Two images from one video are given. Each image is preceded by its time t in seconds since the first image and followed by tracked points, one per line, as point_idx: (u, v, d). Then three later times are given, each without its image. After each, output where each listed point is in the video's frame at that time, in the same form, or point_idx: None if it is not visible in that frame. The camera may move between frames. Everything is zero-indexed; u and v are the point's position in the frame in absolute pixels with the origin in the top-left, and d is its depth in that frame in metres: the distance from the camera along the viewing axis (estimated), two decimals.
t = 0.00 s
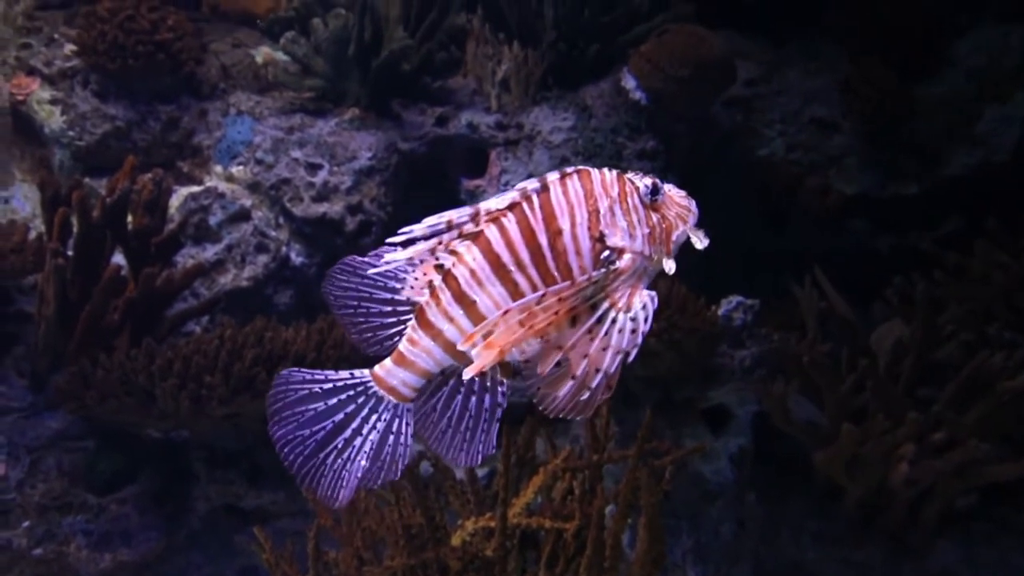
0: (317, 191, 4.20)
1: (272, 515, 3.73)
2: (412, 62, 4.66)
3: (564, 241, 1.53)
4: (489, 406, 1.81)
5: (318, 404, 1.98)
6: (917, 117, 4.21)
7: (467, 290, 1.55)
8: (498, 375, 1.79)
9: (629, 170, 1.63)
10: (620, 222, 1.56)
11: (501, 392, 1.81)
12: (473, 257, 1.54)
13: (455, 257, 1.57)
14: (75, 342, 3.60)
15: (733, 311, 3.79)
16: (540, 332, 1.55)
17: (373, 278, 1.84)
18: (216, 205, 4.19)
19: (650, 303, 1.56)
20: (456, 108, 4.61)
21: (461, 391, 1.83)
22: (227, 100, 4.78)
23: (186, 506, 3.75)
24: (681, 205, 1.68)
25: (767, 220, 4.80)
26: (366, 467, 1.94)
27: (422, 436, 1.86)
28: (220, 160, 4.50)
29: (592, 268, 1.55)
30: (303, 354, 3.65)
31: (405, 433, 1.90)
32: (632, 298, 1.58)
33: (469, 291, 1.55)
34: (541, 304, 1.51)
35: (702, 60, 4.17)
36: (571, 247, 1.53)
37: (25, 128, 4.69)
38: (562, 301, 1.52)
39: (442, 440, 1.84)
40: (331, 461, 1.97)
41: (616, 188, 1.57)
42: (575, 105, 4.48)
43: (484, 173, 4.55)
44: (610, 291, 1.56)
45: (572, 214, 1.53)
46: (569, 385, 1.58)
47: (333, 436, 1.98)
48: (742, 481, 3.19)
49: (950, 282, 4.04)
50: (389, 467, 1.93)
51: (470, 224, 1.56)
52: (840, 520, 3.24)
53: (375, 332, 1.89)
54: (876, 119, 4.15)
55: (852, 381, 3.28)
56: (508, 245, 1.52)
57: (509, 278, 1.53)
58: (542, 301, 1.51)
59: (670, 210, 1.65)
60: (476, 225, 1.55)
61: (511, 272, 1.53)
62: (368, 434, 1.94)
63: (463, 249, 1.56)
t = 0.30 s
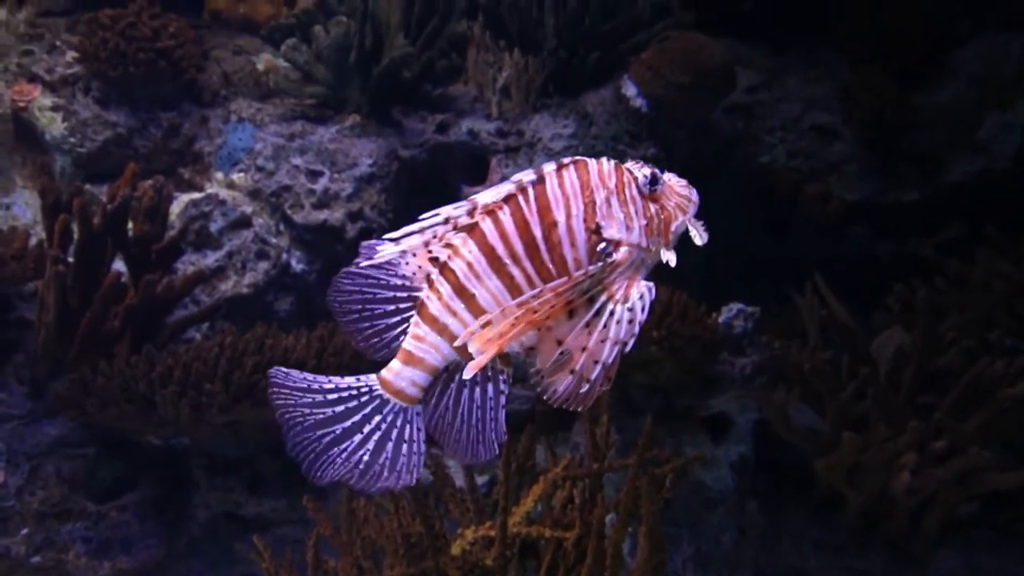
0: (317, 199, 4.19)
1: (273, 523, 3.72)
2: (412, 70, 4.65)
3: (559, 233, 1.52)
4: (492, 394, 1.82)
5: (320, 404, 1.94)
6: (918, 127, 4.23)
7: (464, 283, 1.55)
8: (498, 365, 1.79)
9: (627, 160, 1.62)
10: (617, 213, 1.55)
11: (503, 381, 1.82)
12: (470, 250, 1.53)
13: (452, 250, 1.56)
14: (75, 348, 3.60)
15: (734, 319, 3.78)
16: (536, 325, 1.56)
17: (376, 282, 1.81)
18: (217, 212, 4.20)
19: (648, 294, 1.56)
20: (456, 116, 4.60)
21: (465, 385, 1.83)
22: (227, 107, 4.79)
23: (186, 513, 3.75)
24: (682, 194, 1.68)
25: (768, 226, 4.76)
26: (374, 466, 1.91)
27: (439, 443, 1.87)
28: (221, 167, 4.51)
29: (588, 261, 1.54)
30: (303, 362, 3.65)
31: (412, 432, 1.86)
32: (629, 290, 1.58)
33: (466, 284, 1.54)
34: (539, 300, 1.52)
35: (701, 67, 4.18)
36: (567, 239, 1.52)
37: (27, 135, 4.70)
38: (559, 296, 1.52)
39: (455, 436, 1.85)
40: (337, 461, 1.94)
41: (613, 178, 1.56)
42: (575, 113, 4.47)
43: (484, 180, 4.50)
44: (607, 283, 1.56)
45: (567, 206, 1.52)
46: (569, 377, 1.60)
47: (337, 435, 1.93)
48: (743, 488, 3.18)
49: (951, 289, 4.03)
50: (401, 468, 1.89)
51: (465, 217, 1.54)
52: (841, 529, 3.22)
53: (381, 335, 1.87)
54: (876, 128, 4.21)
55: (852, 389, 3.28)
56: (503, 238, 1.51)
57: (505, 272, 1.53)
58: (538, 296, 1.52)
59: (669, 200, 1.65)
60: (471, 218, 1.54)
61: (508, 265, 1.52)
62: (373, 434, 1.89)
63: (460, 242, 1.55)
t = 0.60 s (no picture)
0: (319, 205, 4.21)
1: (272, 530, 3.71)
2: (414, 75, 4.63)
3: (558, 222, 1.55)
4: (490, 376, 1.87)
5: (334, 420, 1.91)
6: (918, 133, 4.27)
7: (463, 274, 1.55)
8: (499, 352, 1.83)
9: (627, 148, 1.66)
10: (617, 202, 1.59)
11: (500, 364, 1.87)
12: (469, 241, 1.54)
13: (449, 241, 1.56)
14: (75, 353, 3.60)
15: (735, 326, 3.78)
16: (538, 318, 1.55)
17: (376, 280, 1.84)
18: (218, 218, 4.18)
19: (647, 283, 1.59)
20: (459, 121, 4.56)
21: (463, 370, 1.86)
22: (229, 113, 4.78)
23: (185, 520, 3.75)
24: (685, 181, 1.74)
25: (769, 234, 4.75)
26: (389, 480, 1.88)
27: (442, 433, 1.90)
28: (222, 173, 4.52)
29: (587, 250, 1.58)
30: (303, 369, 3.64)
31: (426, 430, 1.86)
32: (630, 278, 1.61)
33: (466, 275, 1.55)
34: (541, 294, 1.51)
35: (703, 75, 4.19)
36: (566, 228, 1.55)
37: (29, 140, 4.71)
38: (559, 288, 1.52)
39: (453, 421, 1.88)
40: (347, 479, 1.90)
41: (613, 166, 1.60)
42: (577, 119, 4.51)
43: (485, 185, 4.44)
44: (607, 273, 1.59)
45: (566, 195, 1.55)
46: (570, 369, 1.60)
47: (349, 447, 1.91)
48: (745, 496, 3.17)
49: (953, 297, 4.03)
50: (418, 471, 1.88)
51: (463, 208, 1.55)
52: (841, 536, 3.23)
53: (389, 330, 1.90)
54: (877, 134, 4.18)
55: (854, 396, 3.27)
56: (502, 228, 1.53)
57: (505, 261, 1.54)
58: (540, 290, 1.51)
59: (670, 187, 1.70)
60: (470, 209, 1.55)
61: (507, 255, 1.54)
62: (387, 437, 1.88)
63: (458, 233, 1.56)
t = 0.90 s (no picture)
0: (320, 210, 4.20)
1: (273, 536, 3.70)
2: (415, 81, 4.63)
3: (558, 212, 1.53)
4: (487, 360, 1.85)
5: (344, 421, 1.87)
6: (921, 136, 4.22)
7: (464, 266, 1.54)
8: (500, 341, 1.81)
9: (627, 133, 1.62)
10: (617, 189, 1.56)
11: (499, 351, 1.84)
12: (469, 233, 1.53)
13: (449, 233, 1.55)
14: (76, 359, 3.59)
15: (736, 332, 3.79)
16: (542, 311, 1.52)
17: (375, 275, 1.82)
18: (219, 223, 4.18)
19: (649, 272, 1.56)
20: (459, 127, 4.58)
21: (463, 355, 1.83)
22: (231, 118, 4.79)
23: (186, 525, 3.74)
24: (686, 165, 1.69)
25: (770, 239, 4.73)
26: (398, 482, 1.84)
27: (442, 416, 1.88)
28: (224, 179, 4.50)
29: (588, 239, 1.56)
30: (303, 375, 3.62)
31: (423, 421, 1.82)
32: (632, 266, 1.58)
33: (466, 268, 1.53)
34: (544, 288, 1.48)
35: (704, 81, 4.18)
36: (566, 217, 1.53)
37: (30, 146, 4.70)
38: (563, 281, 1.49)
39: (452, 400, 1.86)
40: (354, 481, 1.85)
41: (612, 153, 1.57)
42: (577, 124, 4.55)
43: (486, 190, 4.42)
44: (610, 262, 1.55)
45: (566, 184, 1.53)
46: (572, 358, 1.57)
47: (359, 447, 1.87)
48: (746, 503, 3.16)
49: (954, 302, 4.04)
50: (421, 463, 1.84)
51: (462, 200, 1.54)
52: (843, 542, 3.22)
53: (390, 326, 1.87)
54: (880, 139, 4.15)
55: (856, 401, 3.27)
56: (502, 219, 1.52)
57: (506, 253, 1.53)
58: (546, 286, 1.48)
59: (671, 172, 1.66)
60: (469, 201, 1.53)
61: (508, 247, 1.52)
62: (392, 433, 1.84)
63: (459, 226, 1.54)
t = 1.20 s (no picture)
0: (320, 217, 4.21)
1: (273, 544, 3.68)
2: (415, 89, 4.63)
3: (560, 198, 1.48)
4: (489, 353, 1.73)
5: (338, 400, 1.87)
6: (922, 144, 4.24)
7: (465, 257, 1.51)
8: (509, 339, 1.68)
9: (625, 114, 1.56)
10: (618, 173, 1.50)
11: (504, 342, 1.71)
12: (469, 224, 1.49)
13: (450, 225, 1.51)
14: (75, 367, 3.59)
15: (737, 339, 3.68)
16: (546, 299, 1.48)
17: (375, 263, 1.81)
18: (220, 231, 4.17)
19: (652, 256, 1.51)
20: (460, 134, 4.60)
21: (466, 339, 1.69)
22: (232, 125, 4.79)
23: (186, 533, 3.74)
24: (686, 144, 1.61)
25: (772, 244, 4.71)
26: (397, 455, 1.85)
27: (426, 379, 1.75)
28: (225, 186, 4.52)
29: (592, 224, 1.51)
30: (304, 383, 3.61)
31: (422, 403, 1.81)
32: (635, 250, 1.53)
33: (468, 258, 1.50)
34: (550, 277, 1.45)
35: (705, 87, 4.18)
36: (568, 204, 1.48)
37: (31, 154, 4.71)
38: (568, 269, 1.45)
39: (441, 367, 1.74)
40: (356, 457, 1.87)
41: (612, 136, 1.50)
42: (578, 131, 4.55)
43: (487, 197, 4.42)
44: (613, 246, 1.50)
45: (566, 170, 1.47)
46: (574, 344, 1.53)
47: (360, 429, 1.88)
48: (748, 510, 3.16)
49: (955, 308, 4.03)
50: (416, 441, 1.85)
51: (461, 190, 1.49)
52: (845, 550, 3.21)
53: (389, 315, 1.84)
54: (880, 146, 4.16)
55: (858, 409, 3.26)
56: (503, 208, 1.47)
57: (508, 243, 1.48)
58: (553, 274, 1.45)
59: (672, 152, 1.58)
60: (468, 191, 1.48)
61: (510, 237, 1.48)
62: (392, 415, 1.84)
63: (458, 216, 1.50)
